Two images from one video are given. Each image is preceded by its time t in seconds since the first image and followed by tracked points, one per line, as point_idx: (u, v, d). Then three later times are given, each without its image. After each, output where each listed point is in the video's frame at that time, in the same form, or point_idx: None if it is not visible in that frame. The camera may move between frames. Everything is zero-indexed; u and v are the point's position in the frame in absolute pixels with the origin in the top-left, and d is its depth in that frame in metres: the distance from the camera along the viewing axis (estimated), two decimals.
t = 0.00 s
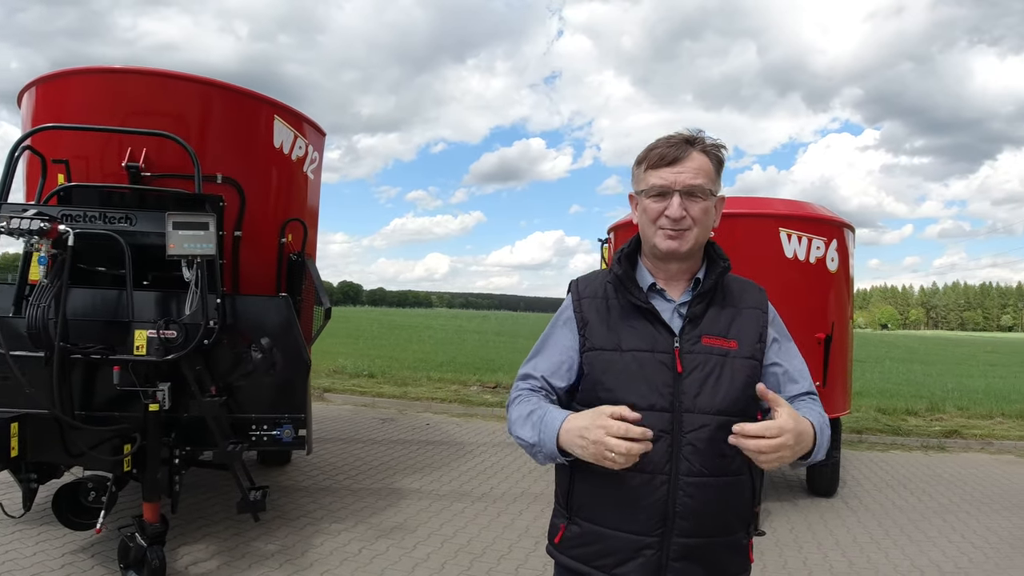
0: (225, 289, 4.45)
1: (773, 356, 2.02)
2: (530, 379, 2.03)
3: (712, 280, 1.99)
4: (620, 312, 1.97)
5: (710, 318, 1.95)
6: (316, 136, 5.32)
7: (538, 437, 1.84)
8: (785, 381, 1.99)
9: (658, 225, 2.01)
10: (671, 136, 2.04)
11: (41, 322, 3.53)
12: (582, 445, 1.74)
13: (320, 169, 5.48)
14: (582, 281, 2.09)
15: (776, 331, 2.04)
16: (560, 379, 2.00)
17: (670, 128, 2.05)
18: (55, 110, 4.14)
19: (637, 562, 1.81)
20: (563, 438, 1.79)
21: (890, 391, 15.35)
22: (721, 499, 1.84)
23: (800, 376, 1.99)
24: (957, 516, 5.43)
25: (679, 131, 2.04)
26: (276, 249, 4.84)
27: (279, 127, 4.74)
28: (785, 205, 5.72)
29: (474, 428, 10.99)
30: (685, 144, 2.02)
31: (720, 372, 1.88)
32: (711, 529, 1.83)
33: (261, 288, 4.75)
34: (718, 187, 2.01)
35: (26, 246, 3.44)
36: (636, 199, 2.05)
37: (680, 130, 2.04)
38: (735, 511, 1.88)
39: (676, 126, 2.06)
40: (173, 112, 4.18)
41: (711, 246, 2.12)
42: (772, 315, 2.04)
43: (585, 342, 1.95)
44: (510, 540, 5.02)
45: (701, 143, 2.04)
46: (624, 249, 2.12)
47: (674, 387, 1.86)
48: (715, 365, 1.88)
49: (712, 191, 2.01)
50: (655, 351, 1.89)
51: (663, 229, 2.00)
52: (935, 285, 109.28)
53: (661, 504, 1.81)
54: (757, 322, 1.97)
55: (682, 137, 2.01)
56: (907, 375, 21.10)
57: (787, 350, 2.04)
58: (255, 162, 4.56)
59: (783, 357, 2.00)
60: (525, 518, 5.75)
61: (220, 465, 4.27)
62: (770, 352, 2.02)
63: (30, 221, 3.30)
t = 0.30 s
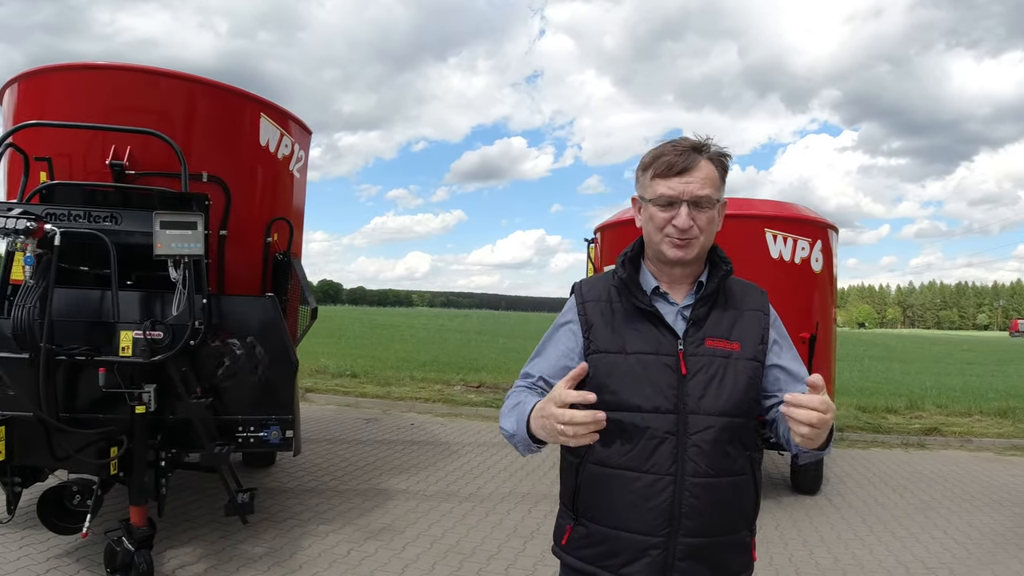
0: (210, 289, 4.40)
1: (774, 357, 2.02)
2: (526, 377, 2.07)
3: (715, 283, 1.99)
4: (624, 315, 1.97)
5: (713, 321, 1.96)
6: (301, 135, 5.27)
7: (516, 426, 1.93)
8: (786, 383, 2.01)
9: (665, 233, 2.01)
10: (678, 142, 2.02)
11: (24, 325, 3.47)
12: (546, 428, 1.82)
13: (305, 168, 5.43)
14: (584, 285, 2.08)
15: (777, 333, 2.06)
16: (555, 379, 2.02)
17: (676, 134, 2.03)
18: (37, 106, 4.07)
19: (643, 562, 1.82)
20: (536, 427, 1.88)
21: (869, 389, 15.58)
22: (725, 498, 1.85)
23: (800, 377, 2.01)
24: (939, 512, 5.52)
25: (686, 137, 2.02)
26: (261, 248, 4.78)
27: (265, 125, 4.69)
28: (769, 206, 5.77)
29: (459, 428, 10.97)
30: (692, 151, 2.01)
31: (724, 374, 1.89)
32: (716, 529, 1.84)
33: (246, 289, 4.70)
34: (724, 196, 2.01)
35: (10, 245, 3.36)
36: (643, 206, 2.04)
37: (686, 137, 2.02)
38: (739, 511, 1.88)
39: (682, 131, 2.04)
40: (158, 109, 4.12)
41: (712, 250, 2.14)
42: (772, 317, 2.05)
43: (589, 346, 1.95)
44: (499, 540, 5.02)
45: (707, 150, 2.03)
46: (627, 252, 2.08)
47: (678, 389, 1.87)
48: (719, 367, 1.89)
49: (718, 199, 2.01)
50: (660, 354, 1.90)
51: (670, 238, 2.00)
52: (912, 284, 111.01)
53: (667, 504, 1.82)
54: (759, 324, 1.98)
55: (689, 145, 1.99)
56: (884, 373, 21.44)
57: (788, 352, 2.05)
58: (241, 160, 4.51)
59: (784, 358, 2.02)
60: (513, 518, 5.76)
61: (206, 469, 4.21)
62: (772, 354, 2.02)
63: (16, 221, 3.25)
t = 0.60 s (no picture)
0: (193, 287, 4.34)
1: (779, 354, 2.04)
2: (555, 387, 1.98)
3: (722, 284, 2.01)
4: (632, 314, 1.96)
5: (720, 319, 1.97)
6: (285, 131, 5.20)
7: (604, 444, 1.81)
8: (788, 381, 2.01)
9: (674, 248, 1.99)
10: (689, 152, 1.93)
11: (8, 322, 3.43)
12: (672, 441, 1.74)
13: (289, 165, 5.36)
14: (592, 283, 2.05)
15: (782, 331, 2.07)
16: (584, 385, 1.97)
17: (687, 142, 1.93)
18: (16, 100, 3.99)
19: (655, 559, 1.82)
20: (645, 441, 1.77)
21: (846, 386, 15.79)
22: (732, 495, 1.87)
23: (804, 373, 2.02)
24: (920, 508, 5.62)
25: (698, 149, 1.93)
26: (244, 246, 4.72)
27: (249, 121, 4.63)
28: (753, 206, 5.81)
29: (442, 427, 10.94)
30: (704, 165, 1.93)
31: (732, 372, 1.90)
32: (724, 524, 1.86)
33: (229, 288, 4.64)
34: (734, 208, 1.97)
35: None
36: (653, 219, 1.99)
37: (699, 148, 1.93)
38: (744, 506, 1.91)
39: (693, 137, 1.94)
40: (140, 104, 4.05)
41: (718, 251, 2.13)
42: (778, 314, 2.06)
43: (599, 345, 1.94)
44: (487, 539, 5.01)
45: (719, 159, 1.95)
46: (633, 253, 2.07)
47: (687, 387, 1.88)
48: (726, 365, 1.91)
49: (728, 213, 1.96)
50: (669, 352, 1.90)
51: (679, 255, 1.97)
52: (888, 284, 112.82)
53: (677, 500, 1.83)
54: (765, 322, 1.98)
55: (702, 159, 1.91)
56: (860, 371, 21.77)
57: (792, 349, 2.06)
58: (224, 157, 4.45)
59: (787, 355, 2.03)
60: (500, 517, 5.75)
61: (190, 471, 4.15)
62: (775, 353, 2.03)
63: None
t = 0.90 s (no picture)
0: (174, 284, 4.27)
1: (783, 352, 2.05)
2: (563, 387, 1.97)
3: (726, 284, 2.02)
4: (639, 315, 1.97)
5: (726, 319, 1.99)
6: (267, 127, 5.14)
7: (619, 451, 1.81)
8: (793, 376, 2.02)
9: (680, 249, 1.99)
10: (698, 154, 1.93)
11: None
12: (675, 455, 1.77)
13: (271, 162, 5.29)
14: (597, 283, 2.06)
15: (785, 329, 2.09)
16: (592, 384, 1.98)
17: (696, 144, 1.93)
18: None
19: (663, 558, 1.83)
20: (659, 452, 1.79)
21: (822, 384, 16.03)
22: (738, 493, 1.89)
23: (807, 371, 2.04)
24: (899, 503, 5.73)
25: (708, 150, 1.93)
26: (226, 245, 4.66)
27: (231, 118, 4.56)
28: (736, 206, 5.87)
29: (424, 426, 10.91)
30: (713, 167, 1.93)
31: (738, 372, 1.92)
32: (729, 522, 1.87)
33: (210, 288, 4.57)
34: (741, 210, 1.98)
35: None
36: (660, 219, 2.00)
37: (708, 149, 1.93)
38: (748, 504, 1.93)
39: (702, 139, 1.94)
40: (121, 99, 3.97)
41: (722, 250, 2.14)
42: (780, 312, 2.09)
43: (606, 345, 1.94)
44: (473, 539, 5.01)
45: (727, 162, 1.95)
46: (639, 252, 2.07)
47: (695, 388, 1.89)
48: (733, 365, 1.92)
49: (735, 215, 1.98)
50: (676, 353, 1.92)
51: (685, 256, 1.99)
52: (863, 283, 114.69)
53: (685, 500, 1.84)
54: (769, 321, 2.01)
55: (711, 161, 1.91)
56: (836, 369, 22.11)
57: (795, 347, 2.08)
58: (207, 154, 4.38)
59: (791, 353, 2.05)
60: (485, 516, 5.75)
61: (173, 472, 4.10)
62: (778, 350, 2.04)
63: None
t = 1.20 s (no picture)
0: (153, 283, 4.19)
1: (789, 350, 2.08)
2: (573, 383, 2.01)
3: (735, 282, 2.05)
4: (648, 313, 2.01)
5: (733, 318, 2.03)
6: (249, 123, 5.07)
7: (630, 446, 1.86)
8: (797, 375, 2.06)
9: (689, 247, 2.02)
10: (705, 153, 1.98)
11: None
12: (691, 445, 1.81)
13: (253, 159, 5.23)
14: (606, 280, 2.09)
15: (793, 328, 2.13)
16: (601, 380, 2.02)
17: (703, 144, 1.98)
18: None
19: (670, 553, 1.88)
20: (673, 445, 1.83)
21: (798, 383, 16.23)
22: (743, 490, 1.95)
23: (813, 370, 2.07)
24: (877, 498, 5.83)
25: (716, 150, 1.98)
26: (206, 242, 4.58)
27: (212, 113, 4.49)
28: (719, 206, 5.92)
29: (405, 426, 10.87)
30: (721, 166, 1.97)
31: (746, 370, 1.96)
32: (735, 519, 1.94)
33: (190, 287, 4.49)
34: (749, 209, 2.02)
35: None
36: (668, 218, 2.03)
37: (716, 149, 1.98)
38: (754, 501, 1.98)
39: (709, 139, 1.99)
40: (99, 93, 3.89)
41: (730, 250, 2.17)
42: (787, 311, 2.13)
43: (615, 342, 1.98)
44: (458, 538, 5.00)
45: (735, 161, 2.00)
46: (649, 251, 2.10)
47: (703, 386, 1.94)
48: (740, 363, 1.97)
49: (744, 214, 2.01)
50: (685, 350, 1.96)
51: (694, 254, 2.01)
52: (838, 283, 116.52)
53: (692, 497, 1.90)
54: (776, 320, 2.06)
55: (719, 160, 1.96)
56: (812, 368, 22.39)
57: (801, 346, 2.12)
58: (187, 150, 4.31)
59: (798, 351, 2.08)
60: (469, 515, 5.73)
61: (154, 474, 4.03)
62: (785, 349, 2.08)
63: None
